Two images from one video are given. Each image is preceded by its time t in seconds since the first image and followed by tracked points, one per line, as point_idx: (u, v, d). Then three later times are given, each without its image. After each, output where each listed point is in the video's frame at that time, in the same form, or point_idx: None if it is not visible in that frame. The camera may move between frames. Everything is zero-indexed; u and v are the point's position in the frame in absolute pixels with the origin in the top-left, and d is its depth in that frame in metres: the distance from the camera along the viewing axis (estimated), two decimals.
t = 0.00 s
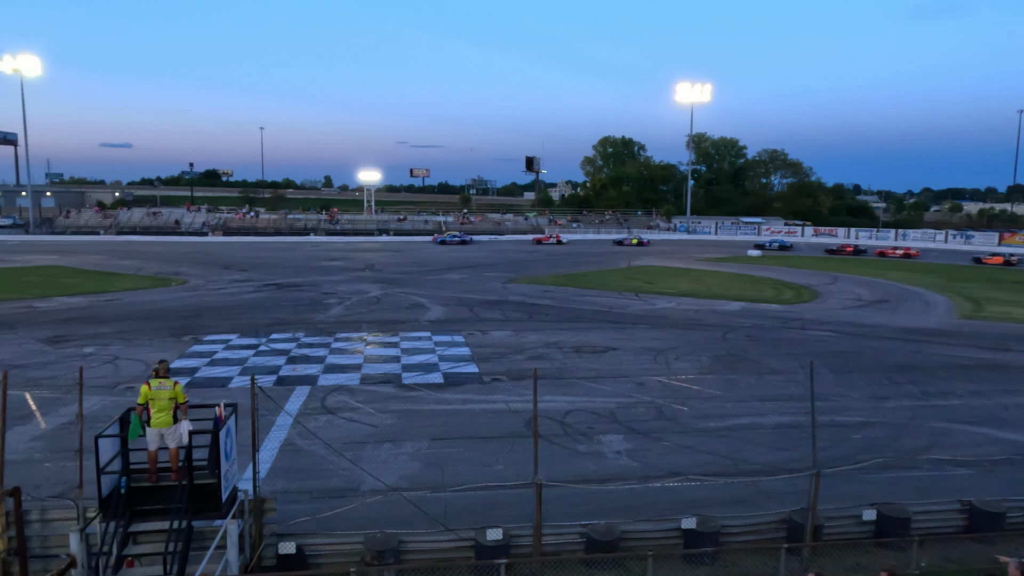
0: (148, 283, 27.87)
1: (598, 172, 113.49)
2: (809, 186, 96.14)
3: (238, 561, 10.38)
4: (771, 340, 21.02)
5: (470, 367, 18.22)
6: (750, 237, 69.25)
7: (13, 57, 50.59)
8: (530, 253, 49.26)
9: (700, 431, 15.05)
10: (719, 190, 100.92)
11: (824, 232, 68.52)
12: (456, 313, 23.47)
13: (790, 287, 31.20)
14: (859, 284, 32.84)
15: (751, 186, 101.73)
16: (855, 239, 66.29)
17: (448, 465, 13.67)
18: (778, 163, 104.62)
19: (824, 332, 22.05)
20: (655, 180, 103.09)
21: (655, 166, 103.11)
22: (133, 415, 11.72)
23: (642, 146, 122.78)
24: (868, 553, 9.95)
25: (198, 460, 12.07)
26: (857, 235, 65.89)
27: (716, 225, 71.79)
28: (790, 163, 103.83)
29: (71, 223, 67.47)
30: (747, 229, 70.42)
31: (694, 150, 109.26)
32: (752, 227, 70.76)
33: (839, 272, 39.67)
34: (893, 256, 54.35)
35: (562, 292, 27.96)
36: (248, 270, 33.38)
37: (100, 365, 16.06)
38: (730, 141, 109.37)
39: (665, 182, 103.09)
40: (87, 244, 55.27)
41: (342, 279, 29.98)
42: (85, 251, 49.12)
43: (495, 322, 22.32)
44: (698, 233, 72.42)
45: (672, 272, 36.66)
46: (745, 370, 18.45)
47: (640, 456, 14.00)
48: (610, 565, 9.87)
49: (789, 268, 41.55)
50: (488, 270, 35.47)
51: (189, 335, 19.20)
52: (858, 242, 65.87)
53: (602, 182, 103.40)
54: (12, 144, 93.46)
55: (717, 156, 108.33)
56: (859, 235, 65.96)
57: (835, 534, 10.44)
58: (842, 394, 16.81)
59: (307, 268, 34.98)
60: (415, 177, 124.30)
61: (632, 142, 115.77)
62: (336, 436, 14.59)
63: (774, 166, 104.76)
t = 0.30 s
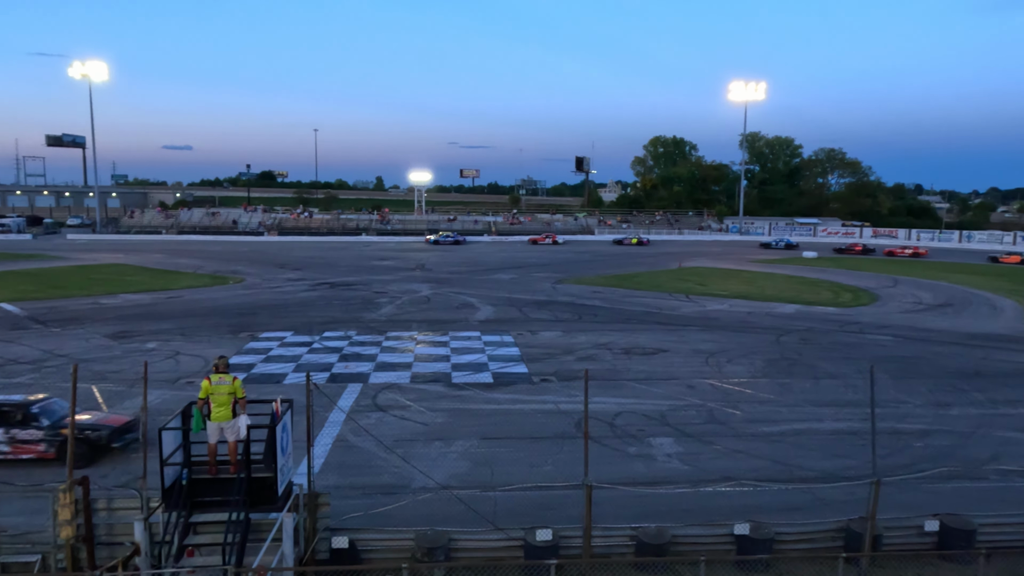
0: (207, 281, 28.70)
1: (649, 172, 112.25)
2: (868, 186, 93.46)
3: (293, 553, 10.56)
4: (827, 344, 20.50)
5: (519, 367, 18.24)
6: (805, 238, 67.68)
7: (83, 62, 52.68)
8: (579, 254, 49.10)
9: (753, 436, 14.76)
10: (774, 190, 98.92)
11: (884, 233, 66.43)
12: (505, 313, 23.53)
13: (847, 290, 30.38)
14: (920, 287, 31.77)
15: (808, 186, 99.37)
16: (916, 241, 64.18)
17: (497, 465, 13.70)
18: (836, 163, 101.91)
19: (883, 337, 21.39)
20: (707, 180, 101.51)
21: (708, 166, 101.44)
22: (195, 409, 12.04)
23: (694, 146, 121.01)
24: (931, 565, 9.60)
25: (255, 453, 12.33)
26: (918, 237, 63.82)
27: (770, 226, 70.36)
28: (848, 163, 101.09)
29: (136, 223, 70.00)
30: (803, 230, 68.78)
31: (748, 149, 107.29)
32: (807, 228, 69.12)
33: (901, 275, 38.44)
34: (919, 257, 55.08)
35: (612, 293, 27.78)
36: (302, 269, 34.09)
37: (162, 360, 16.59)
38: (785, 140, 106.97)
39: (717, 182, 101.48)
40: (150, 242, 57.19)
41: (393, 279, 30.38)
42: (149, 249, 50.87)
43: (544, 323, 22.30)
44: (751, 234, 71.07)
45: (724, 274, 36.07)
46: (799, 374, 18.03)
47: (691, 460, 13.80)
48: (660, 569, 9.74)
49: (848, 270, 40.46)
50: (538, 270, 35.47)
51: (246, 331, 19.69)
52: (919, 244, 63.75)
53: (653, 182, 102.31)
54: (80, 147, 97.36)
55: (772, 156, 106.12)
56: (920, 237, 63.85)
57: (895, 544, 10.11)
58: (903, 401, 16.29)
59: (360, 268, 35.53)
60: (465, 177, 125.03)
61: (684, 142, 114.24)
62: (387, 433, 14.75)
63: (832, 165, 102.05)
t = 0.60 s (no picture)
0: (264, 280, 29.42)
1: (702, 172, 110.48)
2: (932, 186, 90.18)
3: (346, 548, 10.69)
4: (888, 349, 19.85)
5: (570, 368, 18.18)
6: (864, 240, 65.72)
7: (149, 68, 54.70)
8: (630, 255, 48.71)
9: (810, 442, 14.39)
10: (832, 191, 97.06)
11: (948, 234, 64.03)
12: (556, 314, 23.49)
13: (910, 294, 29.37)
14: (988, 290, 30.52)
15: (868, 186, 96.41)
16: (984, 244, 61.64)
17: (547, 466, 13.66)
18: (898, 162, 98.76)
19: (948, 343, 20.61)
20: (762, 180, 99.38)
21: (763, 165, 98.51)
22: (253, 404, 12.33)
23: (748, 146, 118.88)
24: None
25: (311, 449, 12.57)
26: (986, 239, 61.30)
27: (827, 227, 68.57)
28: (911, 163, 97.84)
29: (197, 223, 72.34)
30: (862, 231, 66.85)
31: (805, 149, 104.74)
32: (867, 229, 67.08)
33: (969, 278, 36.95)
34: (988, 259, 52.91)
35: (664, 294, 27.48)
36: (356, 269, 34.70)
37: (221, 355, 17.08)
38: (844, 139, 104.10)
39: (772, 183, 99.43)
40: (211, 241, 59.00)
41: (444, 278, 30.68)
42: (211, 249, 52.53)
43: (595, 324, 22.19)
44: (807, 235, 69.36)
45: (779, 276, 35.32)
46: (858, 380, 17.52)
47: (745, 465, 13.53)
48: None
49: (912, 273, 39.12)
50: (588, 271, 35.31)
51: (301, 329, 20.12)
52: (987, 246, 61.23)
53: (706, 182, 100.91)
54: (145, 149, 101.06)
55: (830, 156, 103.39)
56: (988, 240, 61.33)
57: (960, 557, 9.72)
58: (969, 409, 15.65)
59: (412, 267, 35.94)
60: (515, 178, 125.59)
61: (739, 142, 112.29)
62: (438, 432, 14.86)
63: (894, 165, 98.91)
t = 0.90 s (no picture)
0: (318, 278, 30.00)
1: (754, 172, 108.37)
2: (999, 185, 86.61)
3: (397, 544, 10.79)
4: (952, 355, 19.14)
5: (620, 369, 18.04)
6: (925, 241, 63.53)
7: (209, 72, 56.39)
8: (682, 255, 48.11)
9: (868, 449, 13.96)
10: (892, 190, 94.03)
11: (1017, 235, 61.37)
12: (605, 314, 23.36)
13: (976, 297, 28.25)
14: None
15: (930, 185, 93.15)
16: None
17: (596, 467, 13.56)
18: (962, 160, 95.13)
19: (1017, 349, 19.75)
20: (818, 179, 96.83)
21: (820, 165, 96.68)
22: (307, 400, 12.53)
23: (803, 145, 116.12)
24: None
25: (363, 445, 12.74)
26: None
27: (887, 228, 66.51)
28: (977, 161, 94.13)
29: (254, 222, 74.29)
30: (924, 232, 64.61)
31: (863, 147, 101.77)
32: (929, 230, 64.80)
33: None
34: None
35: (716, 296, 27.07)
36: (407, 268, 35.14)
37: (277, 352, 17.48)
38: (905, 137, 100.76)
39: (829, 182, 96.95)
40: (267, 240, 60.52)
41: (493, 278, 30.82)
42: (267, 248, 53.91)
43: (645, 325, 21.98)
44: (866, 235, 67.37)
45: (837, 278, 34.42)
46: (920, 386, 16.94)
47: (800, 471, 13.21)
48: None
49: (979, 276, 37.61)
50: (638, 272, 35.02)
51: (353, 327, 20.45)
52: None
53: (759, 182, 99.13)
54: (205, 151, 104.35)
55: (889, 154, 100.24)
56: None
57: None
58: None
59: (461, 267, 36.18)
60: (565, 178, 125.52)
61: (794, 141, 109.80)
62: (487, 431, 14.90)
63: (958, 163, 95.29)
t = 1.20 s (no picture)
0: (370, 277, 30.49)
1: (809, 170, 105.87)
2: None
3: (446, 540, 10.86)
4: (1021, 360, 18.35)
5: (670, 370, 17.83)
6: (992, 242, 61.06)
7: (267, 74, 57.76)
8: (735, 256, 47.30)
9: (929, 457, 13.48)
10: (956, 189, 90.61)
11: None
12: (656, 315, 23.13)
13: None
14: None
15: (997, 183, 89.47)
16: None
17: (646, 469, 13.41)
18: None
19: None
20: (876, 178, 94.01)
21: (880, 164, 93.89)
22: (360, 396, 12.70)
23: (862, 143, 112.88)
24: None
25: (414, 442, 12.87)
26: None
27: (950, 228, 64.17)
28: None
29: (309, 221, 75.94)
30: (991, 232, 62.08)
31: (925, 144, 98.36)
32: (996, 231, 62.24)
33: None
34: None
35: (769, 297, 26.57)
36: (458, 267, 35.41)
37: (330, 349, 17.81)
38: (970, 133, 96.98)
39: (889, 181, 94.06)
40: (321, 239, 61.77)
41: (543, 278, 30.83)
42: (321, 246, 55.01)
43: (696, 326, 21.69)
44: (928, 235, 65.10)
45: (898, 279, 33.36)
46: (986, 393, 16.29)
47: (857, 478, 12.83)
48: None
49: None
50: (690, 272, 34.59)
51: (404, 325, 20.70)
52: None
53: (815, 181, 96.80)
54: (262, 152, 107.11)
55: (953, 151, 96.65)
56: None
57: None
58: None
59: (511, 266, 36.29)
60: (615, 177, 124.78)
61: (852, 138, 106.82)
62: (536, 430, 14.89)
63: None
